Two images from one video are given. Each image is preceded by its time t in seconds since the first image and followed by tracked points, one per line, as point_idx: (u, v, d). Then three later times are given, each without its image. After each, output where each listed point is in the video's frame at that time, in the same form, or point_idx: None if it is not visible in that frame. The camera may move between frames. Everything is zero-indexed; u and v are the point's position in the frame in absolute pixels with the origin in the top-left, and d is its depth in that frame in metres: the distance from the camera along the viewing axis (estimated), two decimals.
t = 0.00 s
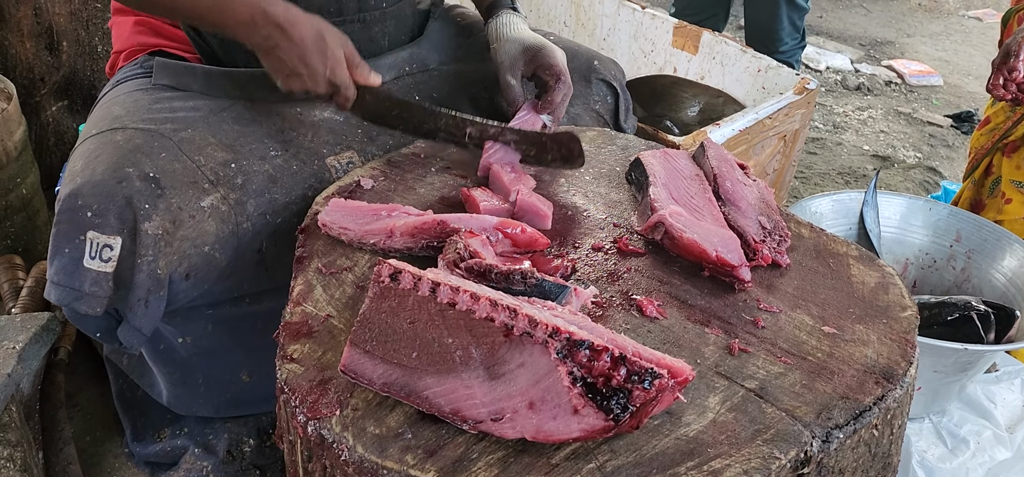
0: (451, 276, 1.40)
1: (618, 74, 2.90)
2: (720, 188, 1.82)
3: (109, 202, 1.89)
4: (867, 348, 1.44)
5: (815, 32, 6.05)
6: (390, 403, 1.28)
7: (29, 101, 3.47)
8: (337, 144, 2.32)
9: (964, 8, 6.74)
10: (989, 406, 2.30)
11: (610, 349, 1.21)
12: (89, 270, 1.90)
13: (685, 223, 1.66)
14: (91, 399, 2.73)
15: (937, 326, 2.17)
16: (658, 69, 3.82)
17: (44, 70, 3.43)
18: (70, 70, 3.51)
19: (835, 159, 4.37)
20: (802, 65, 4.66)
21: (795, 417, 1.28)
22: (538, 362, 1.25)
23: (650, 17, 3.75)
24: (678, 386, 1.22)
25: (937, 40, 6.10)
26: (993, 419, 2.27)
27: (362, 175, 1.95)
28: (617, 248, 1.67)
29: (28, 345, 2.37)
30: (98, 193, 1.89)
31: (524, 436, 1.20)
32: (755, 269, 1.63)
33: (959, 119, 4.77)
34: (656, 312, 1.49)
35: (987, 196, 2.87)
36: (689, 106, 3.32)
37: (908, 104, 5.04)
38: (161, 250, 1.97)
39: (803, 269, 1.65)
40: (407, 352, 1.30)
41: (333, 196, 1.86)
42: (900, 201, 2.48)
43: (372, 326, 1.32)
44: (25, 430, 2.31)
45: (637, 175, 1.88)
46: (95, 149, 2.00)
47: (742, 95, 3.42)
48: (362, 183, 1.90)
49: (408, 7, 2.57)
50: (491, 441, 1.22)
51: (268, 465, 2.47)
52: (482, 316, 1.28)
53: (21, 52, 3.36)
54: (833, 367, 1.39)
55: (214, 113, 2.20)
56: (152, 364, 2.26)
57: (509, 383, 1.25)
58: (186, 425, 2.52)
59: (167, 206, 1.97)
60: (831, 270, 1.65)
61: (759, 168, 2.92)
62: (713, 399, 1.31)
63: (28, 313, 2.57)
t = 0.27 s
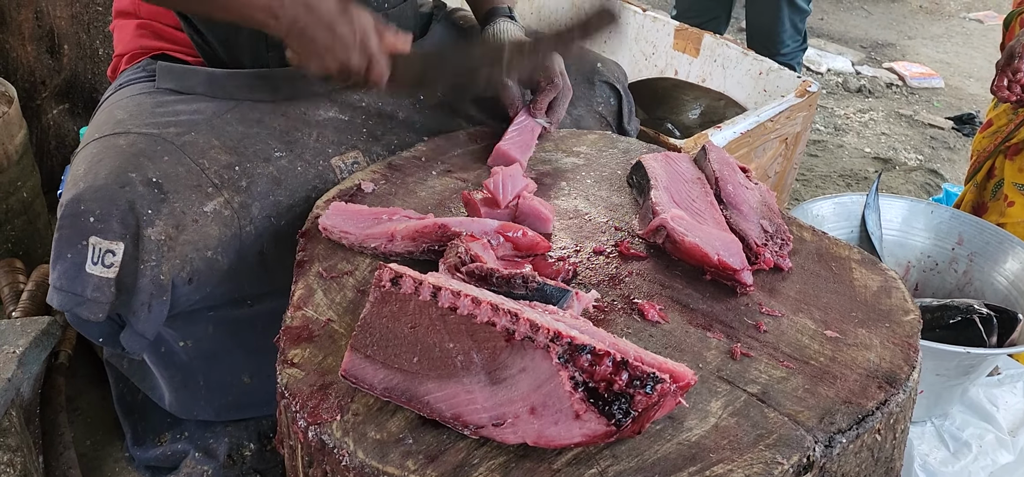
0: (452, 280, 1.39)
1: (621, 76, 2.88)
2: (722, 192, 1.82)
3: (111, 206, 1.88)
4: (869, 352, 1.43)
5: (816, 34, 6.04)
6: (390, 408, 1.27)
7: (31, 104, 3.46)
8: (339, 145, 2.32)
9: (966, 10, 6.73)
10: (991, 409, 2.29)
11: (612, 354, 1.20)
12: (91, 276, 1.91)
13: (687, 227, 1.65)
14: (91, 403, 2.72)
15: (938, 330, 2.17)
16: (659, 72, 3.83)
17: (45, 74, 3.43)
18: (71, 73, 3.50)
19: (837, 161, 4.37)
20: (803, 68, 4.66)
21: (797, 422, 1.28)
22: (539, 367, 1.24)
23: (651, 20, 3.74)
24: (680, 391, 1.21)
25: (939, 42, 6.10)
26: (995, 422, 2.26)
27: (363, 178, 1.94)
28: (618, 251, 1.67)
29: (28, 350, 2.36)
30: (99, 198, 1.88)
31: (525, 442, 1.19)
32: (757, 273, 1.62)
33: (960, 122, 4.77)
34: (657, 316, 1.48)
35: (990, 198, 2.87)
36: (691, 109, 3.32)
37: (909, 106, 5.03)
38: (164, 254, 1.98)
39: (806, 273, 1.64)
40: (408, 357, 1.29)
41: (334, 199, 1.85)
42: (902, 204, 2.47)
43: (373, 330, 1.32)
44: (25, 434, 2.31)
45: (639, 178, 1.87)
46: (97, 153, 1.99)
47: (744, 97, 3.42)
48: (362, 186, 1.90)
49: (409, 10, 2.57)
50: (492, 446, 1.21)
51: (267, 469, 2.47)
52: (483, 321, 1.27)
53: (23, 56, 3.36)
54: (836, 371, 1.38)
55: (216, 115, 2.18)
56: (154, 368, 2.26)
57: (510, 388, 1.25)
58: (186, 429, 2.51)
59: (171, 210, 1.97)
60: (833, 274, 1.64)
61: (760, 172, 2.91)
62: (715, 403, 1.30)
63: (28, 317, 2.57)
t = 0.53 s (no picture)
0: (452, 285, 1.39)
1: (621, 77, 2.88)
2: (722, 196, 1.81)
3: (112, 207, 1.89)
4: (870, 357, 1.43)
5: (817, 36, 6.04)
6: (390, 413, 1.27)
7: (31, 107, 3.46)
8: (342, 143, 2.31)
9: (966, 13, 6.73)
10: (993, 413, 2.29)
11: (612, 359, 1.20)
12: (92, 277, 1.90)
13: (687, 231, 1.65)
14: (92, 407, 2.72)
15: (940, 333, 2.17)
16: (659, 75, 3.83)
17: (46, 77, 3.43)
18: (72, 76, 3.51)
19: (837, 164, 4.36)
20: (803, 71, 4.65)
21: (798, 427, 1.28)
22: (539, 372, 1.24)
23: (652, 23, 3.74)
24: (680, 396, 1.21)
25: (940, 44, 6.10)
26: (997, 426, 2.25)
27: (363, 182, 1.94)
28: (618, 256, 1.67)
29: (27, 354, 2.36)
30: (101, 198, 1.89)
31: (525, 447, 1.19)
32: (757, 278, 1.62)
33: (961, 124, 4.76)
34: (657, 321, 1.48)
35: (991, 202, 2.86)
36: (691, 112, 3.32)
37: (910, 108, 5.03)
38: (165, 255, 1.97)
39: (807, 277, 1.64)
40: (408, 363, 1.29)
41: (334, 203, 1.85)
42: (903, 207, 2.47)
43: (373, 335, 1.32)
44: (25, 439, 2.31)
45: (639, 182, 1.87)
46: (100, 154, 2.00)
47: (744, 100, 3.42)
48: (362, 190, 1.89)
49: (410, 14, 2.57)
50: (492, 452, 1.21)
51: (268, 473, 2.49)
52: (482, 326, 1.27)
53: (23, 59, 3.35)
54: (836, 376, 1.38)
55: (217, 115, 2.18)
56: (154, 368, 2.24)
57: (510, 393, 1.25)
58: (186, 433, 2.51)
59: (173, 211, 1.97)
60: (834, 278, 1.64)
61: (761, 175, 2.91)
62: (716, 408, 1.30)
63: (28, 321, 2.57)
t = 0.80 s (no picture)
0: (452, 288, 1.38)
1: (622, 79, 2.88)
2: (722, 197, 1.81)
3: (123, 207, 1.88)
4: (871, 359, 1.42)
5: (817, 37, 6.04)
6: (390, 416, 1.27)
7: (31, 109, 3.43)
8: (342, 150, 2.31)
9: (967, 13, 6.72)
10: (994, 414, 2.28)
11: (612, 361, 1.20)
12: (103, 277, 1.90)
13: (687, 233, 1.65)
14: (92, 408, 2.72)
15: (941, 334, 2.18)
16: (659, 76, 3.83)
17: (46, 78, 3.42)
18: (72, 78, 3.51)
19: (838, 165, 4.36)
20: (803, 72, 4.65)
21: (799, 430, 1.27)
22: (540, 375, 1.24)
23: (652, 24, 3.74)
24: (680, 399, 1.21)
25: (940, 44, 6.09)
26: (998, 428, 2.25)
27: (363, 184, 1.94)
28: (618, 258, 1.67)
29: (27, 356, 2.36)
30: (110, 199, 1.89)
31: (525, 450, 1.19)
32: (758, 280, 1.62)
33: (961, 125, 4.76)
34: (658, 323, 1.48)
35: (990, 203, 2.86)
36: (691, 113, 3.31)
37: (910, 109, 5.02)
38: (175, 255, 1.96)
39: (807, 279, 1.64)
40: (408, 365, 1.29)
41: (334, 205, 1.85)
42: (903, 208, 2.47)
43: (372, 338, 1.31)
44: (25, 441, 2.30)
45: (639, 184, 1.87)
46: (107, 155, 2.00)
47: (745, 101, 3.42)
48: (362, 192, 1.89)
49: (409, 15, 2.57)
50: (492, 454, 1.21)
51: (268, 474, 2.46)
52: (482, 329, 1.27)
53: (23, 60, 3.33)
54: (837, 378, 1.38)
55: (224, 117, 2.20)
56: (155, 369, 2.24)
57: (510, 396, 1.25)
58: (186, 434, 2.51)
59: (182, 212, 1.97)
60: (834, 280, 1.64)
61: (761, 176, 2.91)
62: (716, 411, 1.30)
63: (28, 323, 2.57)
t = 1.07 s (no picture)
0: (452, 288, 1.38)
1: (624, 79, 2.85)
2: (723, 198, 1.81)
3: (139, 205, 1.88)
4: (872, 360, 1.42)
5: (818, 37, 6.03)
6: (390, 416, 1.27)
7: (31, 109, 3.45)
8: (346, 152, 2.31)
9: (967, 13, 6.72)
10: (995, 415, 2.28)
11: (612, 362, 1.20)
12: (119, 276, 1.89)
13: (688, 234, 1.64)
14: (91, 408, 2.72)
15: (942, 335, 2.17)
16: (660, 76, 3.83)
17: (46, 78, 3.44)
18: (72, 77, 3.50)
19: (838, 165, 4.36)
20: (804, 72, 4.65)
21: (800, 430, 1.27)
22: (540, 376, 1.23)
23: (653, 24, 3.73)
24: (681, 399, 1.21)
25: (941, 45, 6.09)
26: (999, 428, 2.25)
27: (363, 184, 1.94)
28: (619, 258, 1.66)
29: (26, 356, 2.36)
30: (126, 198, 1.88)
31: (525, 450, 1.19)
32: (759, 281, 1.61)
33: (962, 125, 4.76)
34: (659, 324, 1.47)
35: (991, 204, 2.86)
36: (691, 114, 3.31)
37: (911, 109, 5.02)
38: (190, 254, 1.97)
39: (808, 280, 1.63)
40: (408, 366, 1.29)
41: (334, 205, 1.85)
42: (904, 208, 2.46)
43: (372, 338, 1.31)
44: (24, 441, 2.30)
45: (640, 184, 1.86)
46: (119, 153, 1.99)
47: (745, 102, 3.42)
48: (363, 192, 1.89)
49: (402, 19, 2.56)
50: (492, 455, 1.21)
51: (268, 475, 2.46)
52: (483, 330, 1.26)
53: (23, 60, 3.36)
54: (839, 379, 1.37)
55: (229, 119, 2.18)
56: (165, 368, 2.26)
57: (510, 396, 1.24)
58: (186, 434, 2.51)
59: (195, 209, 1.97)
60: (836, 281, 1.63)
61: (762, 177, 2.90)
62: (717, 412, 1.29)
63: (28, 323, 2.56)
